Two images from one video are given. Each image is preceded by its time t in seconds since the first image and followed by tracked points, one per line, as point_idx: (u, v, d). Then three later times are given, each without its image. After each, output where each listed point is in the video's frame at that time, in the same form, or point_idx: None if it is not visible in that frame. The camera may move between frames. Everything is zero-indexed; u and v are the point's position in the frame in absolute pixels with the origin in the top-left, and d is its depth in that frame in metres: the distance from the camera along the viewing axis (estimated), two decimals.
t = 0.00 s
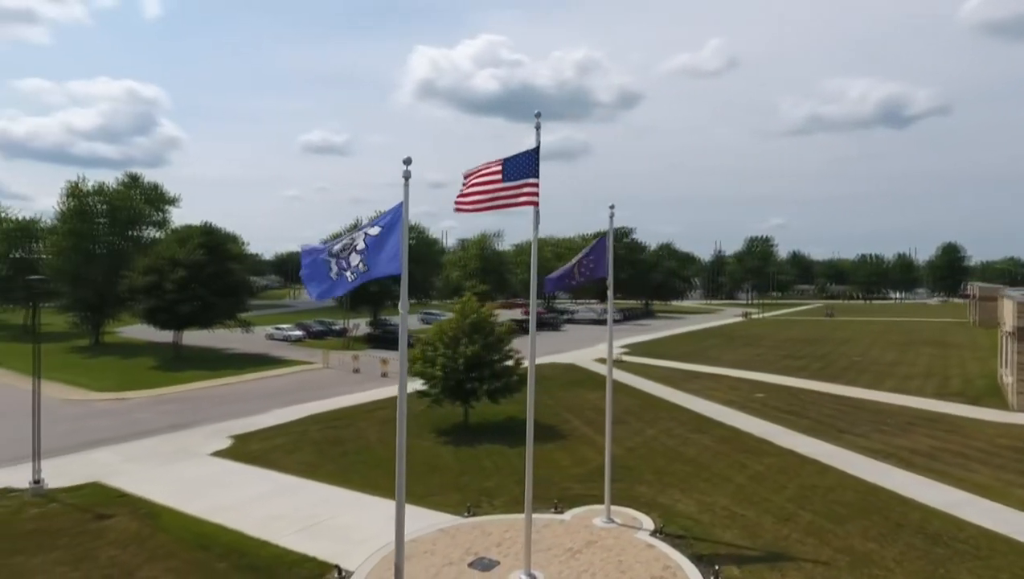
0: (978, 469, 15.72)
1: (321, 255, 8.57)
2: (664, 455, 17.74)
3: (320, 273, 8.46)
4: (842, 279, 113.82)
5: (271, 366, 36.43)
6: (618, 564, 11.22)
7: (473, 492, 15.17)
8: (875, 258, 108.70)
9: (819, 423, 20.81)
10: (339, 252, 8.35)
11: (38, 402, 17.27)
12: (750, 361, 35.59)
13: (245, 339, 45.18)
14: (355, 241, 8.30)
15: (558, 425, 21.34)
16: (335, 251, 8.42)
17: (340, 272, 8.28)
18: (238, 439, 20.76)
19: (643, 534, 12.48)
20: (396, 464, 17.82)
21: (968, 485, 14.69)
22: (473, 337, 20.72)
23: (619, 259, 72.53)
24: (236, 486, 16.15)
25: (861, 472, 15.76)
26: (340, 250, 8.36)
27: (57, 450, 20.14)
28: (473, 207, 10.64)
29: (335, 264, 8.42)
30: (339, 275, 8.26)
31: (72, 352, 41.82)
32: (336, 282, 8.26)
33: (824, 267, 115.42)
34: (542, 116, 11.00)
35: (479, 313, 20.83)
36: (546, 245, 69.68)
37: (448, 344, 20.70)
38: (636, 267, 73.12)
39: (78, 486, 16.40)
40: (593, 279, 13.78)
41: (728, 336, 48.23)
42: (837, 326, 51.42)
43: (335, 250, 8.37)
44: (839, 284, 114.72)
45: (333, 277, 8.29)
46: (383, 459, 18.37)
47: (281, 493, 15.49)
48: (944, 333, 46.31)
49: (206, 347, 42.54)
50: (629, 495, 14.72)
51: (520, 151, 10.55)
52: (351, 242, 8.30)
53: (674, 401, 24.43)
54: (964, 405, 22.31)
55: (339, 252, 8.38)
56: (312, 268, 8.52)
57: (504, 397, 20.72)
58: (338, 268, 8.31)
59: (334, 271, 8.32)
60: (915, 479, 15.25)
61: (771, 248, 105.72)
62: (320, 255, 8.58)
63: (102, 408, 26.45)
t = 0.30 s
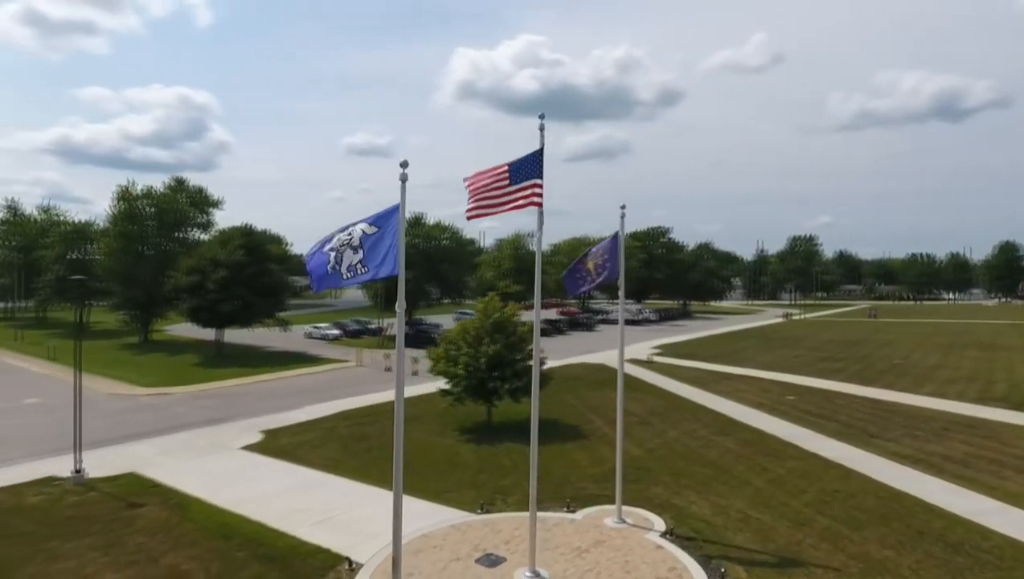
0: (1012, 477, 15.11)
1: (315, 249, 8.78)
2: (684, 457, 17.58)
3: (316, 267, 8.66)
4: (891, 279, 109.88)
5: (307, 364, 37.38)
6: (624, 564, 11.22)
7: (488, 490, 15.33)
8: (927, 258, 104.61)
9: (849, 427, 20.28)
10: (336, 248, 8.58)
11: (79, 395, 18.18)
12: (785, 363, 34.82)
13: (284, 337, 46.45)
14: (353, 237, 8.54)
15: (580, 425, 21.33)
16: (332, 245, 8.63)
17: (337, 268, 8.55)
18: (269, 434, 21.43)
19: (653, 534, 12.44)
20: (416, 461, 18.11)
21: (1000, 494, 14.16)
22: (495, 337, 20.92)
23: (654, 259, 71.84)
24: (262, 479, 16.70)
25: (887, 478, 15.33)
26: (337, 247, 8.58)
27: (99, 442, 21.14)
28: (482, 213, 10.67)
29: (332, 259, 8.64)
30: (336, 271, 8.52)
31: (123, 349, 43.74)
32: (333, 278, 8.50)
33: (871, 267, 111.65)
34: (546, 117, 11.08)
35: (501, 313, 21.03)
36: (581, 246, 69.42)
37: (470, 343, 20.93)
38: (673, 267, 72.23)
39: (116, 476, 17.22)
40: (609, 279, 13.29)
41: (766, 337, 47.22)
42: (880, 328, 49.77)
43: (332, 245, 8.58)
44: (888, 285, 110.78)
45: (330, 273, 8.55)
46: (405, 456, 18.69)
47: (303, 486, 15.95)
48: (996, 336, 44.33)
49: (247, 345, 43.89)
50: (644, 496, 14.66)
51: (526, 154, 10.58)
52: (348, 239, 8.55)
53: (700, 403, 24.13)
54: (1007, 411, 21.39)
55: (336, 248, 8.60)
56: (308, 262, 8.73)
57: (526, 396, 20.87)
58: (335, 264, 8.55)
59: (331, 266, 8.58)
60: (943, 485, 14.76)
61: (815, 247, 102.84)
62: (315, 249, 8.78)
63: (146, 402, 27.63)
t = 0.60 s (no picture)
0: None
1: (317, 249, 9.03)
2: (703, 459, 17.41)
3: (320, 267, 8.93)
4: (943, 279, 105.83)
5: (339, 362, 38.21)
6: (628, 564, 11.22)
7: (502, 487, 15.50)
8: (981, 257, 100.35)
9: (879, 431, 19.73)
10: (337, 248, 8.85)
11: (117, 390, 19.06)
12: (819, 365, 33.98)
13: (319, 336, 47.54)
14: (352, 238, 8.79)
15: (602, 425, 21.29)
16: (333, 245, 8.90)
17: (339, 267, 8.80)
18: (296, 430, 22.04)
19: (662, 535, 12.40)
20: (435, 458, 18.40)
21: None
22: (516, 336, 21.10)
23: (688, 259, 71.48)
24: (286, 473, 17.20)
25: (910, 483, 14.91)
26: (338, 247, 8.85)
27: (138, 434, 22.09)
28: (489, 216, 10.88)
29: (334, 258, 8.92)
30: (338, 271, 8.79)
31: (167, 346, 45.48)
32: (335, 277, 8.76)
33: (922, 267, 107.84)
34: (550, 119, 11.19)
35: (521, 312, 21.21)
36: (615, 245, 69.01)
37: (491, 342, 21.14)
38: (708, 267, 71.27)
39: (150, 468, 17.98)
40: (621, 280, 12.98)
41: (803, 338, 46.15)
42: (924, 330, 48.06)
43: (334, 245, 8.85)
44: (939, 285, 106.70)
45: (332, 272, 8.82)
46: (425, 453, 18.99)
47: (324, 480, 16.39)
48: None
49: (284, 343, 45.07)
50: (657, 497, 14.59)
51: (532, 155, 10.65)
52: (348, 240, 8.80)
53: (726, 405, 23.79)
54: None
55: (338, 248, 8.86)
56: (311, 263, 8.99)
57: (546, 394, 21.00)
58: (337, 263, 8.84)
59: (333, 266, 8.84)
60: (971, 492, 14.26)
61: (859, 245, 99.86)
62: (317, 249, 9.04)
63: (185, 397, 28.71)
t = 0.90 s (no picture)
0: None
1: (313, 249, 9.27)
2: (720, 460, 17.20)
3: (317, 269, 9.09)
4: (995, 278, 101.51)
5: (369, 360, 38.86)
6: (630, 563, 11.20)
7: (514, 485, 15.59)
8: None
9: (908, 435, 19.16)
10: (335, 249, 9.02)
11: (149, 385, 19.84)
12: (854, 367, 33.09)
13: (352, 335, 48.39)
14: (348, 239, 8.96)
15: (621, 426, 21.21)
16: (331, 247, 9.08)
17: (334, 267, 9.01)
18: (321, 426, 22.56)
19: (668, 535, 12.34)
20: (452, 456, 18.61)
21: None
22: (534, 335, 21.20)
23: (723, 258, 70.18)
24: (306, 467, 17.65)
25: (933, 489, 14.46)
26: (336, 250, 9.03)
27: (170, 429, 22.91)
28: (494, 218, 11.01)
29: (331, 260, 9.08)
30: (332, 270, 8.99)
31: (206, 344, 46.95)
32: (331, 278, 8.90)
33: (973, 266, 103.73)
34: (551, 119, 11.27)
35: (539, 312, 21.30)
36: (647, 245, 68.34)
37: (509, 341, 21.29)
38: (744, 267, 69.99)
39: (179, 460, 18.67)
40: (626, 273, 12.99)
41: (839, 340, 44.97)
42: (969, 332, 46.28)
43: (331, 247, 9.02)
44: (991, 285, 102.39)
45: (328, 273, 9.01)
46: (443, 450, 19.22)
47: (341, 475, 16.78)
48: None
49: (317, 341, 46.02)
50: (668, 497, 14.49)
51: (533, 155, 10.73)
52: (344, 241, 8.99)
53: (751, 407, 23.41)
54: None
55: (336, 250, 9.05)
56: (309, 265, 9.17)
57: (565, 393, 21.05)
58: (333, 265, 9.00)
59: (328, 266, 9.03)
60: (996, 500, 13.77)
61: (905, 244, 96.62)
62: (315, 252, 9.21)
63: (219, 393, 29.63)
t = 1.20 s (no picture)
0: None
1: (314, 251, 9.60)
2: (738, 463, 16.91)
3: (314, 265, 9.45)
4: None
5: (399, 359, 39.39)
6: (631, 564, 11.14)
7: (526, 484, 15.63)
8: None
9: (939, 440, 18.49)
10: (332, 248, 9.34)
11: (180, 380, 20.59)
12: (891, 370, 32.03)
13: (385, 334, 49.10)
14: (343, 239, 9.26)
15: (641, 426, 21.03)
16: (328, 246, 9.43)
17: (331, 267, 9.28)
18: (346, 422, 23.02)
19: (674, 536, 12.22)
20: (469, 454, 18.73)
21: None
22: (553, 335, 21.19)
23: (761, 259, 68.71)
24: (326, 462, 18.05)
25: (958, 496, 13.94)
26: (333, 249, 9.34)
27: (203, 423, 23.73)
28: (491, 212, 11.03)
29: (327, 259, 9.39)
30: (329, 269, 9.25)
31: (245, 342, 48.34)
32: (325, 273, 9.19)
33: None
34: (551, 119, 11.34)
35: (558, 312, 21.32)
36: (682, 245, 67.39)
37: (528, 341, 21.36)
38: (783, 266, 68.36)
39: (207, 453, 19.33)
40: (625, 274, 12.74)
41: (881, 342, 43.53)
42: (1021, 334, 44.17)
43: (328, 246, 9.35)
44: None
45: (324, 270, 9.28)
46: (460, 448, 19.36)
47: (358, 471, 17.12)
48: None
49: (350, 340, 46.85)
50: (680, 499, 14.35)
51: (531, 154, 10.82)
52: (340, 241, 9.29)
53: (777, 409, 22.91)
54: None
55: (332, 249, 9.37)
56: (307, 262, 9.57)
57: (584, 393, 20.99)
58: (328, 263, 9.30)
59: (325, 265, 9.31)
60: None
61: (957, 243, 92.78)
62: (313, 252, 9.58)
63: (252, 389, 30.50)
